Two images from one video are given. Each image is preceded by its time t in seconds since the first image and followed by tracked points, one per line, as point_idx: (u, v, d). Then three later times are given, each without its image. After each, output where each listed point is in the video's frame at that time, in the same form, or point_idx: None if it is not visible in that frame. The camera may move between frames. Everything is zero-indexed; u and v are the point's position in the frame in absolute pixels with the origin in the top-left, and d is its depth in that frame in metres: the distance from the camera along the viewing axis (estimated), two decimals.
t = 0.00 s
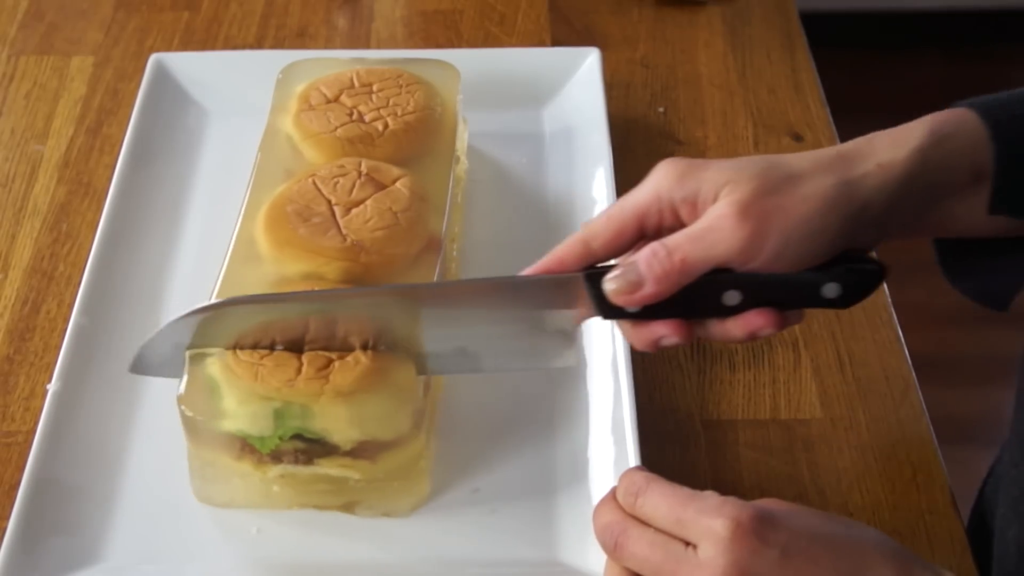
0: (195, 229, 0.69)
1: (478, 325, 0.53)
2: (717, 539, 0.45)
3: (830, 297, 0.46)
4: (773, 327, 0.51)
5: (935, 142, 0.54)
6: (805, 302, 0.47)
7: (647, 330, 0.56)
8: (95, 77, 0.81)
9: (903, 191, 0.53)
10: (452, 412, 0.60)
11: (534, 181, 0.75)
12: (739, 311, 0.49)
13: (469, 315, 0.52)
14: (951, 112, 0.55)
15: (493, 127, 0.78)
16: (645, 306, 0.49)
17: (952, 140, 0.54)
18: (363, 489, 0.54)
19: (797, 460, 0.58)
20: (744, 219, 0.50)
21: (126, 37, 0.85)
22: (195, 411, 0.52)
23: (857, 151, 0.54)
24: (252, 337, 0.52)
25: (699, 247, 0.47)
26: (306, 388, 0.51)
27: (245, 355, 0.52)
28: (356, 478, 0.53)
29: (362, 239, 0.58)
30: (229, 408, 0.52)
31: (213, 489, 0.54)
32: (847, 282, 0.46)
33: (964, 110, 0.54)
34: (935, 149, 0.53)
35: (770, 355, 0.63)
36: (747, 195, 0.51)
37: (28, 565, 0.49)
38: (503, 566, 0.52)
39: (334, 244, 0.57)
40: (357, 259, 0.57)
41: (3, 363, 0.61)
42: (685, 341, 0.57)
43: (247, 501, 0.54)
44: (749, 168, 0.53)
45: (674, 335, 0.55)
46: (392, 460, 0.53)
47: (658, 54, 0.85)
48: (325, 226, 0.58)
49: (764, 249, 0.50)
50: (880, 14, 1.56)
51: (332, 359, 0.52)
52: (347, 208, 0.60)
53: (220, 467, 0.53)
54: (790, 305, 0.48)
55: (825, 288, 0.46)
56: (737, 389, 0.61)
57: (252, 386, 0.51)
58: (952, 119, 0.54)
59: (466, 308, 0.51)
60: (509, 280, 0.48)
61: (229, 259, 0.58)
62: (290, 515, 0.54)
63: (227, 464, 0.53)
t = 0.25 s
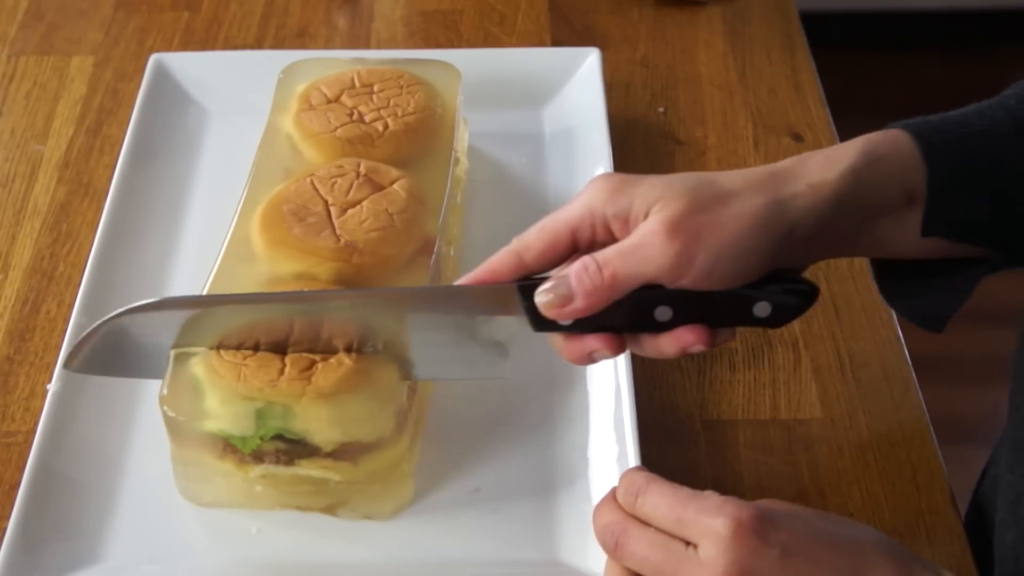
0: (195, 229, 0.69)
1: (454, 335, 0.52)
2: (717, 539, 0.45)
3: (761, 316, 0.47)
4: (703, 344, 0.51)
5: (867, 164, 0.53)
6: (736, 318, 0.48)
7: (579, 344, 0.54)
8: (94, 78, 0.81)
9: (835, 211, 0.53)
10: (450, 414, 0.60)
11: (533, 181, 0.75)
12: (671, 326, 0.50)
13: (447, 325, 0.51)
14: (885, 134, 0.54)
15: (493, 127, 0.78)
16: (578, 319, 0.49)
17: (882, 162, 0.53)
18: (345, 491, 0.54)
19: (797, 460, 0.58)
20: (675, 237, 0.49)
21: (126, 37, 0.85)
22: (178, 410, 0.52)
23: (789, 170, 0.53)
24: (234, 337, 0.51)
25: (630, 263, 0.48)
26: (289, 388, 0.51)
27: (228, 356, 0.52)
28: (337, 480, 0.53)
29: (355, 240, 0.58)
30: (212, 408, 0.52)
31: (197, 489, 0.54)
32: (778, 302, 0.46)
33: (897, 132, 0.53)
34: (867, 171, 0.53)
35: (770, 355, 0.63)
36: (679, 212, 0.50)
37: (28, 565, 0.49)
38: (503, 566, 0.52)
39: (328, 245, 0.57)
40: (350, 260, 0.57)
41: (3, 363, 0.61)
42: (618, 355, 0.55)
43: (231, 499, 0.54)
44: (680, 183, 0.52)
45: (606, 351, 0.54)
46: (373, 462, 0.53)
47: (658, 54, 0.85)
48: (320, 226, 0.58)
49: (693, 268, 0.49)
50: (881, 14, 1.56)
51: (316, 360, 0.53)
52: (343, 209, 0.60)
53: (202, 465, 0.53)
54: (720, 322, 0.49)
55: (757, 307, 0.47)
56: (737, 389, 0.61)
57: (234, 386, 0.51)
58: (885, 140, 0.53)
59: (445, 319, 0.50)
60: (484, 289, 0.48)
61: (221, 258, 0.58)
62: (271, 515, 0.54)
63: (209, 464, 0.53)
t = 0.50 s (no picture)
0: (195, 229, 0.69)
1: (499, 325, 0.54)
2: (717, 537, 0.45)
3: (837, 300, 0.47)
4: (783, 328, 0.52)
5: (946, 144, 0.54)
6: (815, 302, 0.47)
7: (657, 331, 0.58)
8: (94, 78, 0.81)
9: (915, 192, 0.54)
10: (459, 411, 0.60)
11: (534, 181, 0.75)
12: (748, 311, 0.49)
13: (492, 317, 0.53)
14: (962, 116, 0.55)
15: (493, 127, 0.78)
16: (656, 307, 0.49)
17: (959, 143, 0.54)
18: (370, 490, 0.54)
19: (797, 460, 0.58)
20: (752, 223, 0.51)
21: (126, 38, 0.85)
22: (217, 403, 0.53)
23: (866, 153, 0.54)
24: (278, 334, 0.53)
25: (709, 248, 0.48)
26: (330, 388, 0.52)
27: (271, 353, 0.53)
28: (366, 479, 0.54)
29: (365, 239, 0.58)
30: (252, 404, 0.53)
31: (220, 486, 0.54)
32: (859, 284, 0.46)
33: (972, 115, 0.55)
34: (943, 152, 0.54)
35: (770, 355, 0.63)
36: (757, 198, 0.52)
37: (28, 565, 0.49)
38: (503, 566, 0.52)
39: (338, 244, 0.57)
40: (362, 259, 0.57)
41: (3, 363, 0.61)
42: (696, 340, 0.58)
43: (252, 497, 0.54)
44: (757, 169, 0.53)
45: (685, 337, 0.57)
46: (405, 461, 0.54)
47: (658, 54, 0.85)
48: (328, 226, 0.58)
49: (773, 251, 0.51)
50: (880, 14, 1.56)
51: (358, 358, 0.54)
52: (348, 208, 0.60)
53: (232, 464, 0.54)
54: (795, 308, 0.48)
55: (833, 291, 0.47)
56: (737, 389, 0.61)
57: (275, 385, 0.52)
58: (962, 123, 0.54)
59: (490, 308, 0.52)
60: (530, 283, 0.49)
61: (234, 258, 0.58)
62: (292, 513, 0.54)
63: (240, 461, 0.54)
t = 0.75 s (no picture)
0: (195, 229, 0.69)
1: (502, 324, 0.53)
2: (717, 538, 0.45)
3: (902, 288, 0.47)
4: (850, 318, 0.54)
5: (1009, 130, 0.54)
6: (878, 292, 0.48)
7: (721, 324, 0.58)
8: (95, 78, 0.81)
9: (978, 180, 0.53)
10: (466, 411, 0.60)
11: (535, 181, 0.75)
12: (813, 302, 0.49)
13: (494, 315, 0.52)
14: (1021, 102, 0.55)
15: (492, 127, 0.78)
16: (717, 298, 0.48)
17: (1021, 129, 0.54)
18: (374, 489, 0.54)
19: (796, 459, 0.58)
20: (821, 211, 0.49)
21: (126, 37, 0.85)
22: (220, 403, 0.53)
23: (932, 140, 0.54)
24: (280, 334, 0.52)
25: (776, 239, 0.47)
26: (332, 388, 0.52)
27: (272, 354, 0.53)
28: (371, 478, 0.54)
29: (368, 238, 0.58)
30: (254, 404, 0.53)
31: (224, 487, 0.54)
32: (924, 273, 0.47)
33: None
34: (1009, 139, 0.54)
35: (770, 355, 0.63)
36: (822, 187, 0.51)
37: (27, 565, 0.49)
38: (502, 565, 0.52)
39: (340, 244, 0.57)
40: (365, 258, 0.57)
41: (2, 363, 0.61)
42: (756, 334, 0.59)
43: (258, 498, 0.54)
44: (823, 159, 0.53)
45: (749, 329, 0.57)
46: (410, 459, 0.54)
47: (658, 54, 0.85)
48: (329, 226, 0.58)
49: (843, 239, 0.50)
50: (880, 14, 1.56)
51: (360, 358, 0.53)
52: (349, 208, 0.60)
53: (234, 465, 0.54)
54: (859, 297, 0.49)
55: (900, 279, 0.47)
56: (737, 389, 0.61)
57: (278, 385, 0.52)
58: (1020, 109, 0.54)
59: (489, 306, 0.51)
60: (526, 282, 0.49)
61: (236, 258, 0.58)
62: (299, 513, 0.54)
63: (243, 462, 0.54)
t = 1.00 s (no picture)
0: (195, 229, 0.69)
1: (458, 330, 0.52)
2: (717, 538, 0.45)
3: (796, 310, 0.48)
4: (740, 338, 0.52)
5: (903, 156, 0.53)
6: (774, 312, 0.49)
7: (615, 340, 0.56)
8: (95, 77, 0.81)
9: (872, 204, 0.53)
10: (447, 416, 0.60)
11: (534, 182, 0.75)
12: (705, 322, 0.50)
13: (448, 323, 0.52)
14: (920, 125, 0.54)
15: (493, 127, 0.78)
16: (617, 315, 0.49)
17: (919, 154, 0.53)
18: (344, 490, 0.53)
19: (797, 459, 0.58)
20: (710, 233, 0.49)
21: (126, 37, 0.85)
22: (175, 411, 0.51)
23: (824, 164, 0.53)
24: (232, 338, 0.51)
25: (668, 258, 0.48)
26: (287, 389, 0.51)
27: (225, 356, 0.52)
28: (336, 479, 0.53)
29: (354, 240, 0.58)
30: (209, 408, 0.51)
31: (195, 488, 0.54)
32: (816, 296, 0.47)
33: (932, 124, 0.54)
34: (904, 164, 0.53)
35: (770, 355, 0.63)
36: (714, 207, 0.50)
37: (29, 565, 0.49)
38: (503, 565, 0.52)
39: (327, 245, 0.57)
40: (350, 260, 0.57)
41: (3, 363, 0.61)
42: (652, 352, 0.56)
43: (230, 500, 0.54)
44: (718, 178, 0.52)
45: (642, 347, 0.55)
46: (375, 461, 0.53)
47: (658, 54, 0.85)
48: (319, 226, 0.58)
49: (731, 262, 0.50)
50: (880, 14, 1.56)
51: (314, 360, 0.52)
52: (342, 208, 0.60)
53: (202, 467, 0.53)
54: (751, 317, 0.49)
55: (792, 301, 0.48)
56: (737, 389, 0.61)
57: (232, 387, 0.51)
58: (917, 133, 0.54)
59: (442, 313, 0.50)
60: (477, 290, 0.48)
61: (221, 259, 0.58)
62: (272, 515, 0.54)
63: (209, 463, 0.53)
